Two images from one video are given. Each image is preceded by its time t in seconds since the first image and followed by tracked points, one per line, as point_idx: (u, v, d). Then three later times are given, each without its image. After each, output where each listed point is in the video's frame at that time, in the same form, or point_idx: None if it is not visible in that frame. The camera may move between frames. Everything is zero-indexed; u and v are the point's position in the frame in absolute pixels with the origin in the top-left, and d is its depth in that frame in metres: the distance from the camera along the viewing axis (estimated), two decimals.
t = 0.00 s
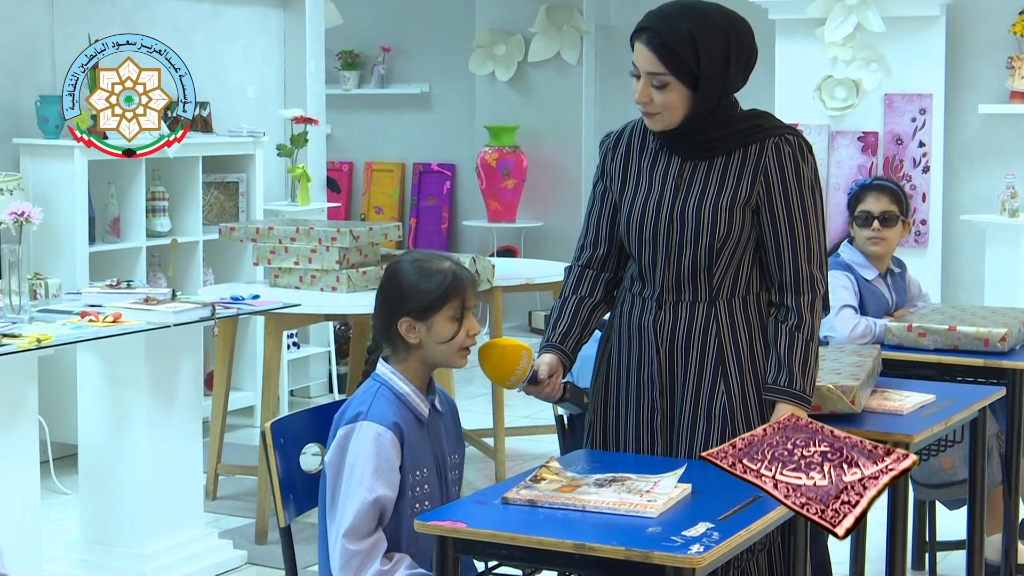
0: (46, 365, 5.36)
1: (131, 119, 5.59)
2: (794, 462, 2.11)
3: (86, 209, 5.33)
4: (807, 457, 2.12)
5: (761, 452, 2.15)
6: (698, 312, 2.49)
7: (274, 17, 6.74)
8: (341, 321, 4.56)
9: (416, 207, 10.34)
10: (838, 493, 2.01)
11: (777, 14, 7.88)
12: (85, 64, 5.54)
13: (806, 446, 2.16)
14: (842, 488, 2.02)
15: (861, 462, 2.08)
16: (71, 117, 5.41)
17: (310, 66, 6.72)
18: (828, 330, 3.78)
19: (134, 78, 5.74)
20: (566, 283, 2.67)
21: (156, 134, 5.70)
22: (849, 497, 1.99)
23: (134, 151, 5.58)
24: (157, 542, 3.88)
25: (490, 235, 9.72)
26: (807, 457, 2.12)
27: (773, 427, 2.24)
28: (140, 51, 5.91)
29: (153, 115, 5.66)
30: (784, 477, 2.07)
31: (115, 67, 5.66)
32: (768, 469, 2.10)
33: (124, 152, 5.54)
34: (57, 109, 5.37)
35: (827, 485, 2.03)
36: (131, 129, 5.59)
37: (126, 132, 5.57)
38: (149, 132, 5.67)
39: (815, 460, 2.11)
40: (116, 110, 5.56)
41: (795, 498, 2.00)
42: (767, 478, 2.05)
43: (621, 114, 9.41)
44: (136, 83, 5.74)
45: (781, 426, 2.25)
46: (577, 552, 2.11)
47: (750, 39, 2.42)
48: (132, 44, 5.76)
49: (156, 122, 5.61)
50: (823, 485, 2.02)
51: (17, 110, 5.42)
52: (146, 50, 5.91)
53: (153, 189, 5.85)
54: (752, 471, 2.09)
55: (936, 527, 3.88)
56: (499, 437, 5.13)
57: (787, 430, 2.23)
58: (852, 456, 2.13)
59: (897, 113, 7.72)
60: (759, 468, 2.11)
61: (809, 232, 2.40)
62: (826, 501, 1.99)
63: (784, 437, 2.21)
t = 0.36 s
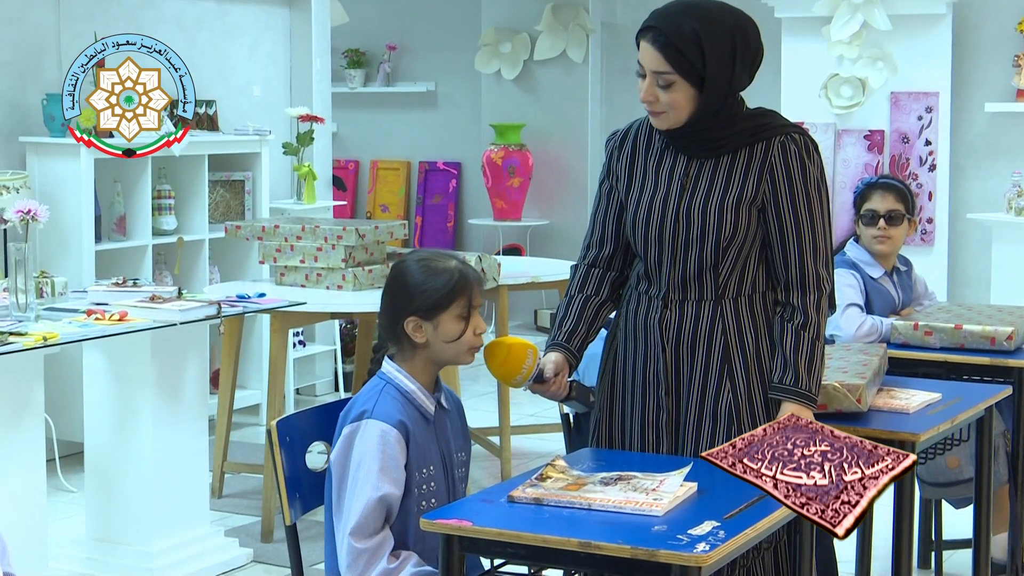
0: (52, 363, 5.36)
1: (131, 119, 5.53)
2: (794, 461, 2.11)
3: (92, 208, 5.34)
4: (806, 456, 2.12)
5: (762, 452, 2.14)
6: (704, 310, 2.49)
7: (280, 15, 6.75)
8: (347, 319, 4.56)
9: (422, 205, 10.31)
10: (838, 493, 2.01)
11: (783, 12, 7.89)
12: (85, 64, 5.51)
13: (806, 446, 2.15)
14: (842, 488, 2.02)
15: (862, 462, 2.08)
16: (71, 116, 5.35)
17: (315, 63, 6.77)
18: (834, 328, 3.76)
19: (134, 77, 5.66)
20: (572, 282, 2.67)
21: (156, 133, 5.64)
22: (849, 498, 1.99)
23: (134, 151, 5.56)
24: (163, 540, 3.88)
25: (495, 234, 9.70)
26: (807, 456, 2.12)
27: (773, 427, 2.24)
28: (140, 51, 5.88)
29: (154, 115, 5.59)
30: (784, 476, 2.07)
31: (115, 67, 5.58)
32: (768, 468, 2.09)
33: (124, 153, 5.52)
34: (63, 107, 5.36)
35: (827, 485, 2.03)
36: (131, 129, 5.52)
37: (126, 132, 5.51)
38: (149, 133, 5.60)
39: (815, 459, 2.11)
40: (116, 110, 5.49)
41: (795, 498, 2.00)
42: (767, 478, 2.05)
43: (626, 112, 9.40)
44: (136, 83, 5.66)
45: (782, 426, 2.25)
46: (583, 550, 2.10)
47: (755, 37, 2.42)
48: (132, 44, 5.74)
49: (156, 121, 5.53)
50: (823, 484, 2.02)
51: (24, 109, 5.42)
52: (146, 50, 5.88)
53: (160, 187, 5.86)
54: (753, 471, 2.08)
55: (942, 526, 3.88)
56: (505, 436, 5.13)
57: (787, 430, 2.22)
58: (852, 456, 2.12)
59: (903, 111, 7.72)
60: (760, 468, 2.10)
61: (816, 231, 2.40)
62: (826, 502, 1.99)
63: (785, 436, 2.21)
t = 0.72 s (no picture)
0: (56, 360, 5.36)
1: (131, 119, 5.54)
2: (794, 461, 2.10)
3: (97, 206, 5.34)
4: (807, 456, 2.11)
5: (762, 452, 2.14)
6: (709, 309, 2.48)
7: (283, 13, 6.75)
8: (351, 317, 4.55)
9: (427, 203, 10.34)
10: (839, 493, 2.00)
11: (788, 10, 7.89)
12: (85, 64, 5.51)
13: (806, 446, 2.15)
14: (843, 487, 2.02)
15: (862, 462, 2.08)
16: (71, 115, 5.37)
17: (320, 60, 6.81)
18: (839, 327, 3.79)
19: (134, 78, 5.70)
20: (577, 279, 2.67)
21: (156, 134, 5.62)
22: (849, 497, 1.99)
23: (133, 151, 5.55)
24: (168, 538, 3.88)
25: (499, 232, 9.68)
26: (807, 456, 2.11)
27: (773, 427, 2.24)
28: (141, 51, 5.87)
29: (153, 115, 5.59)
30: (784, 476, 2.06)
31: (115, 67, 5.61)
32: (768, 468, 2.09)
33: (124, 153, 5.52)
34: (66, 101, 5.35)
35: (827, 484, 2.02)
36: (131, 129, 5.54)
37: (126, 132, 5.53)
38: (150, 133, 5.60)
39: (815, 459, 2.10)
40: (116, 111, 5.51)
41: (795, 498, 1.99)
42: (767, 477, 2.04)
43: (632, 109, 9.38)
44: (136, 83, 5.69)
45: (782, 426, 2.25)
46: (587, 548, 2.10)
47: (760, 36, 2.41)
48: (133, 44, 5.77)
49: (155, 120, 5.54)
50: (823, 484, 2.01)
51: (28, 106, 5.41)
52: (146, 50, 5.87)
53: (163, 184, 5.86)
54: (753, 471, 2.08)
55: (946, 524, 3.88)
56: (509, 433, 5.12)
57: (787, 430, 2.22)
58: (852, 456, 2.12)
59: (908, 109, 7.71)
60: (760, 468, 2.10)
61: (821, 231, 2.39)
62: (827, 501, 1.98)
63: (785, 436, 2.21)
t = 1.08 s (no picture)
0: (59, 357, 5.35)
1: (131, 119, 5.46)
2: (794, 461, 2.10)
3: (100, 203, 5.34)
4: (807, 456, 2.11)
5: (762, 451, 2.13)
6: (714, 305, 2.48)
7: (287, 10, 6.75)
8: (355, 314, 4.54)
9: (431, 200, 10.32)
10: (840, 493, 2.00)
11: (793, 6, 7.90)
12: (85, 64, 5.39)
13: (806, 446, 2.15)
14: (844, 487, 2.01)
15: (862, 461, 2.08)
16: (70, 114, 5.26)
17: (323, 57, 6.81)
18: (845, 324, 3.81)
19: (134, 77, 5.57)
20: (582, 276, 2.67)
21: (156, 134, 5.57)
22: (849, 497, 1.99)
23: (133, 151, 5.55)
24: (171, 535, 3.88)
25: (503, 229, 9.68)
26: (807, 456, 2.11)
27: (772, 427, 2.24)
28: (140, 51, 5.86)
29: (154, 115, 5.52)
30: (784, 476, 2.06)
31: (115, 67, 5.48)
32: (769, 467, 2.08)
33: (124, 153, 5.53)
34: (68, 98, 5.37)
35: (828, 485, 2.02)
36: (131, 129, 5.47)
37: (126, 132, 5.46)
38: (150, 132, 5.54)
39: (815, 459, 2.10)
40: (116, 110, 5.42)
41: (795, 498, 1.99)
42: (767, 477, 2.04)
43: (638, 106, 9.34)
44: (136, 83, 5.57)
45: (782, 426, 2.25)
46: (591, 546, 2.10)
47: (766, 33, 2.41)
48: (133, 44, 5.65)
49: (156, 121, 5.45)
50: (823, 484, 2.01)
51: (31, 103, 5.40)
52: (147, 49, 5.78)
53: (167, 181, 5.86)
54: (753, 471, 2.07)
55: (951, 522, 3.88)
56: (513, 431, 5.12)
57: (787, 430, 2.22)
58: (852, 455, 2.12)
59: (913, 106, 7.72)
60: (760, 467, 2.09)
61: (826, 228, 2.39)
62: (827, 501, 1.98)
63: (785, 436, 2.20)
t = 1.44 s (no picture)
0: (58, 355, 5.33)
1: (131, 120, 5.46)
2: (794, 460, 2.08)
3: (99, 200, 5.32)
4: (807, 455, 2.09)
5: (762, 452, 2.12)
6: (721, 303, 2.46)
7: (289, 6, 6.73)
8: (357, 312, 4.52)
9: (433, 197, 10.29)
10: (840, 493, 1.98)
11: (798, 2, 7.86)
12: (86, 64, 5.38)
13: (806, 445, 2.13)
14: (844, 487, 2.00)
15: (862, 461, 2.06)
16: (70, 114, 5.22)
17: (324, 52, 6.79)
18: (852, 323, 3.79)
19: (134, 78, 5.57)
20: (587, 274, 2.64)
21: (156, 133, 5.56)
22: (849, 497, 1.97)
23: (133, 151, 5.53)
24: (172, 535, 3.86)
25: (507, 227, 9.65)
26: (807, 455, 2.09)
27: (771, 427, 2.22)
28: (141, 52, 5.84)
29: (154, 115, 5.51)
30: (784, 476, 2.04)
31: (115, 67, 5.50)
32: (769, 467, 2.07)
33: (124, 152, 5.50)
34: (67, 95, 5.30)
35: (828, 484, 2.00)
36: (131, 130, 5.47)
37: (126, 133, 5.46)
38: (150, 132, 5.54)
39: (815, 459, 2.09)
40: (116, 111, 5.44)
41: (795, 498, 1.98)
42: (767, 477, 2.03)
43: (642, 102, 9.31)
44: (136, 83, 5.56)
45: (781, 426, 2.23)
46: (595, 546, 2.08)
47: (773, 28, 2.39)
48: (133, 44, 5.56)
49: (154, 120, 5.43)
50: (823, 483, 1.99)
51: (30, 100, 5.38)
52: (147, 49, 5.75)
53: (167, 177, 5.82)
54: (753, 471, 2.06)
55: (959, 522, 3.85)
56: (516, 430, 5.09)
57: (787, 430, 2.20)
58: (853, 455, 2.10)
59: (920, 103, 7.70)
60: (760, 467, 2.08)
61: (833, 225, 2.37)
62: (827, 501, 1.97)
63: (785, 437, 2.19)
